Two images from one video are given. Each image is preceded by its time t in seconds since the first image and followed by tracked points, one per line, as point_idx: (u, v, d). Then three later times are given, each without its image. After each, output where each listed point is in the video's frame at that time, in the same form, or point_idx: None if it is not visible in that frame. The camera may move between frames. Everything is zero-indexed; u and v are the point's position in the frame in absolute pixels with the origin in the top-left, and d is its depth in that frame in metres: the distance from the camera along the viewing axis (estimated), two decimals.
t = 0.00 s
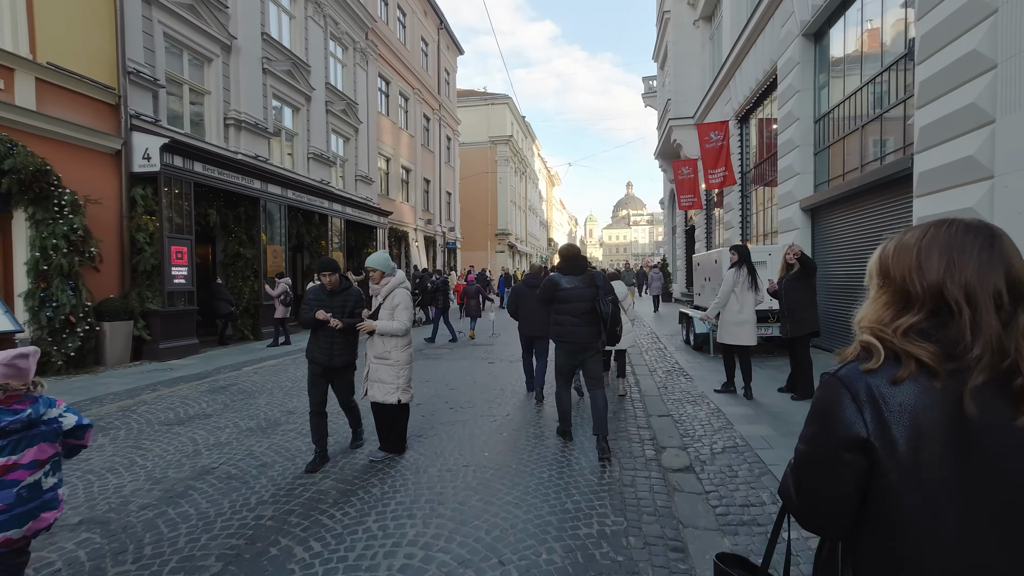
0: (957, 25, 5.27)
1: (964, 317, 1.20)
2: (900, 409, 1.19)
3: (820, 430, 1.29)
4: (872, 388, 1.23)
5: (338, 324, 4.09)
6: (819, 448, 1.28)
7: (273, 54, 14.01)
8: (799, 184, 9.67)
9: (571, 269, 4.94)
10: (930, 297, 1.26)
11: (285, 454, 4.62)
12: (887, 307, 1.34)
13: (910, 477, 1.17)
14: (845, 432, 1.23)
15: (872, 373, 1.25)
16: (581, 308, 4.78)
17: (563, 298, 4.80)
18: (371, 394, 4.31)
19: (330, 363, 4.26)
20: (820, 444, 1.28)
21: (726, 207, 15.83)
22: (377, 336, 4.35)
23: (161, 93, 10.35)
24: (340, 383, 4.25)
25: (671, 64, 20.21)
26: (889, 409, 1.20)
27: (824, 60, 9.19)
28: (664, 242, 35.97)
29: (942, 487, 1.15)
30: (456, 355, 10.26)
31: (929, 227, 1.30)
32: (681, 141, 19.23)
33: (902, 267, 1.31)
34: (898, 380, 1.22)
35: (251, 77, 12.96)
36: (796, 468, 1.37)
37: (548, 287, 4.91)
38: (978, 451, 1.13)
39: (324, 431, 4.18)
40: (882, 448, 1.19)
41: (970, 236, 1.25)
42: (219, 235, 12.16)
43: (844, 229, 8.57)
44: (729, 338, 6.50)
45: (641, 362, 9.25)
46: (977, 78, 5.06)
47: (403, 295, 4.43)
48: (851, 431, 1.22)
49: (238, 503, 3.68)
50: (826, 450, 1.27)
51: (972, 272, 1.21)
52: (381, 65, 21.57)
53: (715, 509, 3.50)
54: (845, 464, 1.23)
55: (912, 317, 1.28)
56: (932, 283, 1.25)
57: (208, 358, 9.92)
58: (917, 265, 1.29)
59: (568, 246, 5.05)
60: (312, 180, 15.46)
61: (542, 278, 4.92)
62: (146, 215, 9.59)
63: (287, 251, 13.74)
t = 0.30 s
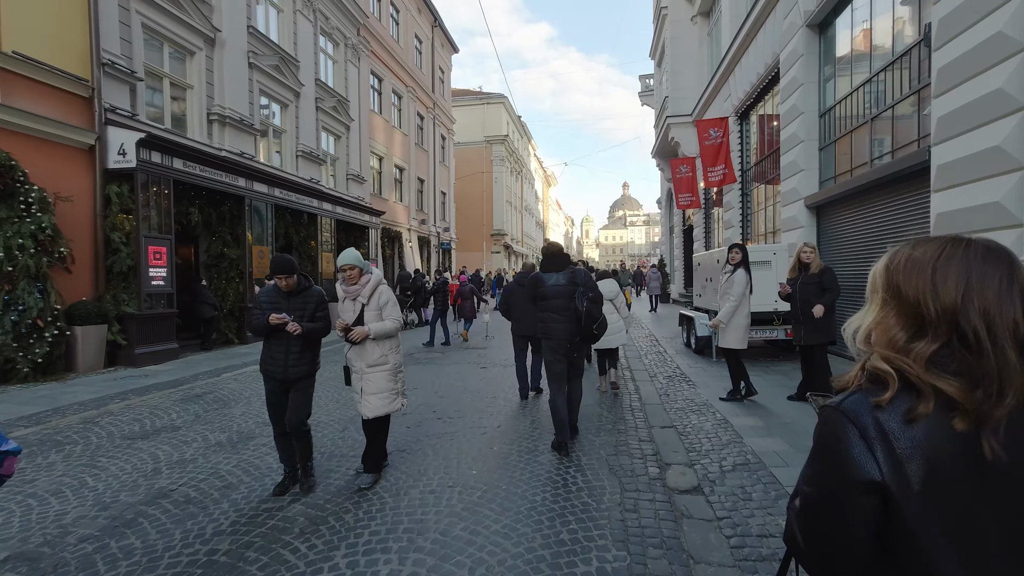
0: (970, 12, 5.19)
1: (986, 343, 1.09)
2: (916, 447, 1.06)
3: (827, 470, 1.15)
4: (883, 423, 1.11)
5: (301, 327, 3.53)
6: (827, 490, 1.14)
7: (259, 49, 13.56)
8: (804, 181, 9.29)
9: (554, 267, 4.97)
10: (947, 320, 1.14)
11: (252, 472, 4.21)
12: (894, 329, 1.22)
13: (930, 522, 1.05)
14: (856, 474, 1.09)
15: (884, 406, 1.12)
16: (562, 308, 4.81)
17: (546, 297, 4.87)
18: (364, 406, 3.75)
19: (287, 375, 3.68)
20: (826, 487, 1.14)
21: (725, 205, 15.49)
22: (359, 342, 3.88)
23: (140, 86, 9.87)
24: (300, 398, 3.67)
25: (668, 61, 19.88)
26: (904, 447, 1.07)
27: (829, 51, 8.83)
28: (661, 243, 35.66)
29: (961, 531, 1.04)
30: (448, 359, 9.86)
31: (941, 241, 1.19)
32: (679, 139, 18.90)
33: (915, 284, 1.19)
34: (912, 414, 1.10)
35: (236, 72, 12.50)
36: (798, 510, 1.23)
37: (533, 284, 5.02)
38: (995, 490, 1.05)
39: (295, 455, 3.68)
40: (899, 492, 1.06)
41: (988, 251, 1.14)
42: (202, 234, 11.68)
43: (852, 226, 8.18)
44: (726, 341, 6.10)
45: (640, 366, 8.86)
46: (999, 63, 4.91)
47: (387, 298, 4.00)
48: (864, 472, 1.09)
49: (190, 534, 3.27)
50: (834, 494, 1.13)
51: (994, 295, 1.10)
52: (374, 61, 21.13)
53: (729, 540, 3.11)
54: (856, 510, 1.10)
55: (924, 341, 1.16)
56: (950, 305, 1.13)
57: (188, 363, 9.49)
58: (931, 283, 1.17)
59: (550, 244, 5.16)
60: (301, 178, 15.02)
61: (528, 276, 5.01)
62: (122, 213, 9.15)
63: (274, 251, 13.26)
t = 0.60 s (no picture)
0: None
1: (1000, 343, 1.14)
2: (933, 442, 1.11)
3: (846, 466, 1.18)
4: (902, 420, 1.15)
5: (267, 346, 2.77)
6: (849, 487, 1.16)
7: (250, 43, 13.15)
8: (812, 179, 8.93)
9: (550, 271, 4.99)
10: (963, 320, 1.19)
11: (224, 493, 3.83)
12: (909, 328, 1.26)
13: (945, 515, 1.10)
14: (877, 471, 1.12)
15: (903, 404, 1.16)
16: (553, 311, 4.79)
17: (539, 300, 4.85)
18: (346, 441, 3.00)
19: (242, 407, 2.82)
20: (847, 485, 1.17)
21: (728, 205, 15.14)
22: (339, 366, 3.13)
23: (122, 79, 9.46)
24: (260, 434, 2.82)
25: (669, 59, 19.54)
26: (921, 443, 1.12)
27: (840, 44, 8.45)
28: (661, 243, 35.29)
29: (969, 521, 1.10)
30: (443, 363, 9.47)
31: (959, 243, 1.23)
32: (680, 138, 18.55)
33: (935, 285, 1.23)
34: (928, 410, 1.14)
35: (224, 66, 12.09)
36: (813, 505, 1.26)
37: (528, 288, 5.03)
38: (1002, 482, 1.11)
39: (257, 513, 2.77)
40: (916, 486, 1.11)
41: (1004, 255, 1.19)
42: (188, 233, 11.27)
43: (861, 225, 7.83)
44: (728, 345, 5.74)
45: (643, 372, 8.48)
46: None
47: (377, 312, 3.28)
48: (885, 469, 1.12)
49: (144, 571, 2.90)
50: (853, 490, 1.16)
51: (1013, 296, 1.15)
52: (369, 58, 20.70)
53: None
54: (880, 505, 1.13)
55: (940, 340, 1.21)
56: (970, 307, 1.17)
57: (170, 369, 9.06)
58: (950, 283, 1.21)
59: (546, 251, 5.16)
60: (293, 177, 14.62)
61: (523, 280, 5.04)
62: (102, 212, 8.75)
63: (264, 251, 12.85)
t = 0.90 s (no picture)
0: None
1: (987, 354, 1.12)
2: (914, 451, 1.10)
3: (827, 473, 1.17)
4: (884, 428, 1.13)
5: (219, 363, 2.40)
6: (828, 492, 1.16)
7: (242, 37, 12.80)
8: (822, 177, 8.59)
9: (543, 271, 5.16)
10: (949, 332, 1.16)
11: (194, 512, 3.48)
12: (896, 336, 1.24)
13: (927, 525, 1.08)
14: (855, 476, 1.12)
15: (886, 414, 1.14)
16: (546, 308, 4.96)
17: (533, 297, 4.98)
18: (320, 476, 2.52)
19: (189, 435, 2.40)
20: (828, 491, 1.15)
21: (732, 204, 14.80)
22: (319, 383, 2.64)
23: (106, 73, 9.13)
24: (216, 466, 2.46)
25: (671, 56, 19.22)
26: (902, 451, 1.11)
27: (852, 36, 8.13)
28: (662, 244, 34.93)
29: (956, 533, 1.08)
30: (439, 367, 9.13)
31: (947, 253, 1.21)
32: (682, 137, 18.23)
33: (917, 295, 1.21)
34: (911, 420, 1.13)
35: (215, 60, 11.75)
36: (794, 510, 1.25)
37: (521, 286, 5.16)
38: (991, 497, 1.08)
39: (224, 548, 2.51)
40: (897, 493, 1.09)
41: (990, 265, 1.17)
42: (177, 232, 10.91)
43: (877, 224, 7.47)
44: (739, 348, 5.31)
45: (648, 376, 8.13)
46: None
47: (367, 316, 2.79)
48: (863, 475, 1.11)
49: None
50: (831, 495, 1.15)
51: (995, 309, 1.13)
52: (366, 55, 20.35)
53: None
54: (857, 513, 1.12)
55: (927, 353, 1.19)
56: (955, 318, 1.15)
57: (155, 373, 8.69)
58: (935, 293, 1.19)
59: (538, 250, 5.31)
60: (287, 175, 14.27)
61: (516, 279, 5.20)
62: (84, 209, 8.41)
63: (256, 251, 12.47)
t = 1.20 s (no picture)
0: None
1: (922, 347, 1.27)
2: (855, 432, 1.27)
3: (781, 451, 1.34)
4: (830, 411, 1.30)
5: (128, 410, 1.94)
6: (781, 465, 1.34)
7: (235, 32, 12.48)
8: (834, 175, 8.28)
9: (528, 275, 5.35)
10: (891, 327, 1.31)
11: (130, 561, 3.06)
12: (846, 330, 1.39)
13: (869, 496, 1.24)
14: (804, 453, 1.30)
15: (833, 400, 1.31)
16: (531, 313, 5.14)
17: (519, 302, 5.18)
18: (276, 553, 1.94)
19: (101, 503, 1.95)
20: (782, 463, 1.33)
21: (737, 204, 14.49)
22: (272, 434, 2.01)
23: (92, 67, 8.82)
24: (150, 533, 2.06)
25: (672, 54, 18.92)
26: (845, 432, 1.28)
27: (865, 28, 7.81)
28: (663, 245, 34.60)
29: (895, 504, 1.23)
30: (438, 372, 8.82)
31: (894, 255, 1.34)
32: (685, 135, 17.91)
33: (864, 294, 1.36)
34: (854, 406, 1.29)
35: (206, 56, 11.44)
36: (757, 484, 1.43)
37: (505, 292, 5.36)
38: (925, 472, 1.24)
39: None
40: (841, 468, 1.26)
41: (930, 266, 1.30)
42: (167, 232, 10.58)
43: (892, 222, 7.19)
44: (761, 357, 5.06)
45: (655, 381, 7.82)
46: None
47: (337, 345, 2.11)
48: (811, 451, 1.29)
49: None
50: (786, 469, 1.33)
51: (933, 307, 1.27)
52: (363, 53, 20.04)
53: None
54: (806, 483, 1.29)
55: (869, 347, 1.34)
56: (897, 315, 1.29)
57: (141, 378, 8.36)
58: (881, 292, 1.33)
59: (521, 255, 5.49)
60: (282, 174, 13.96)
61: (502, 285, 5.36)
62: (68, 208, 8.11)
63: (250, 251, 12.11)
